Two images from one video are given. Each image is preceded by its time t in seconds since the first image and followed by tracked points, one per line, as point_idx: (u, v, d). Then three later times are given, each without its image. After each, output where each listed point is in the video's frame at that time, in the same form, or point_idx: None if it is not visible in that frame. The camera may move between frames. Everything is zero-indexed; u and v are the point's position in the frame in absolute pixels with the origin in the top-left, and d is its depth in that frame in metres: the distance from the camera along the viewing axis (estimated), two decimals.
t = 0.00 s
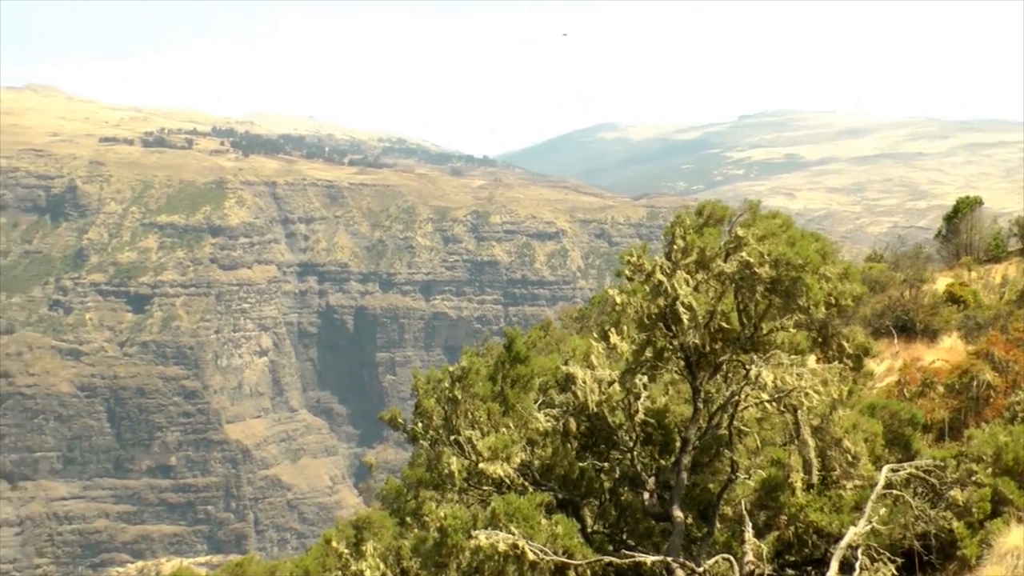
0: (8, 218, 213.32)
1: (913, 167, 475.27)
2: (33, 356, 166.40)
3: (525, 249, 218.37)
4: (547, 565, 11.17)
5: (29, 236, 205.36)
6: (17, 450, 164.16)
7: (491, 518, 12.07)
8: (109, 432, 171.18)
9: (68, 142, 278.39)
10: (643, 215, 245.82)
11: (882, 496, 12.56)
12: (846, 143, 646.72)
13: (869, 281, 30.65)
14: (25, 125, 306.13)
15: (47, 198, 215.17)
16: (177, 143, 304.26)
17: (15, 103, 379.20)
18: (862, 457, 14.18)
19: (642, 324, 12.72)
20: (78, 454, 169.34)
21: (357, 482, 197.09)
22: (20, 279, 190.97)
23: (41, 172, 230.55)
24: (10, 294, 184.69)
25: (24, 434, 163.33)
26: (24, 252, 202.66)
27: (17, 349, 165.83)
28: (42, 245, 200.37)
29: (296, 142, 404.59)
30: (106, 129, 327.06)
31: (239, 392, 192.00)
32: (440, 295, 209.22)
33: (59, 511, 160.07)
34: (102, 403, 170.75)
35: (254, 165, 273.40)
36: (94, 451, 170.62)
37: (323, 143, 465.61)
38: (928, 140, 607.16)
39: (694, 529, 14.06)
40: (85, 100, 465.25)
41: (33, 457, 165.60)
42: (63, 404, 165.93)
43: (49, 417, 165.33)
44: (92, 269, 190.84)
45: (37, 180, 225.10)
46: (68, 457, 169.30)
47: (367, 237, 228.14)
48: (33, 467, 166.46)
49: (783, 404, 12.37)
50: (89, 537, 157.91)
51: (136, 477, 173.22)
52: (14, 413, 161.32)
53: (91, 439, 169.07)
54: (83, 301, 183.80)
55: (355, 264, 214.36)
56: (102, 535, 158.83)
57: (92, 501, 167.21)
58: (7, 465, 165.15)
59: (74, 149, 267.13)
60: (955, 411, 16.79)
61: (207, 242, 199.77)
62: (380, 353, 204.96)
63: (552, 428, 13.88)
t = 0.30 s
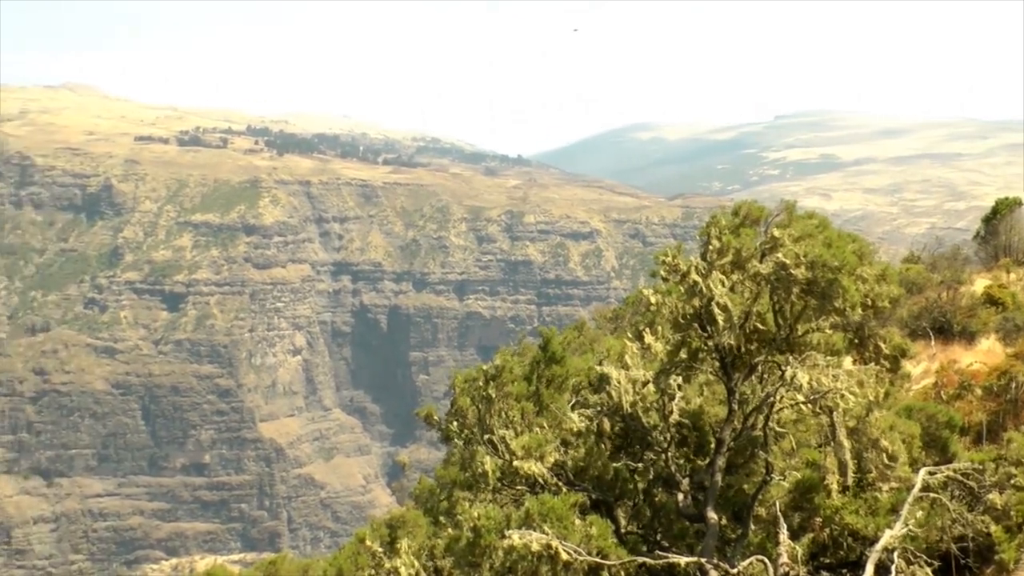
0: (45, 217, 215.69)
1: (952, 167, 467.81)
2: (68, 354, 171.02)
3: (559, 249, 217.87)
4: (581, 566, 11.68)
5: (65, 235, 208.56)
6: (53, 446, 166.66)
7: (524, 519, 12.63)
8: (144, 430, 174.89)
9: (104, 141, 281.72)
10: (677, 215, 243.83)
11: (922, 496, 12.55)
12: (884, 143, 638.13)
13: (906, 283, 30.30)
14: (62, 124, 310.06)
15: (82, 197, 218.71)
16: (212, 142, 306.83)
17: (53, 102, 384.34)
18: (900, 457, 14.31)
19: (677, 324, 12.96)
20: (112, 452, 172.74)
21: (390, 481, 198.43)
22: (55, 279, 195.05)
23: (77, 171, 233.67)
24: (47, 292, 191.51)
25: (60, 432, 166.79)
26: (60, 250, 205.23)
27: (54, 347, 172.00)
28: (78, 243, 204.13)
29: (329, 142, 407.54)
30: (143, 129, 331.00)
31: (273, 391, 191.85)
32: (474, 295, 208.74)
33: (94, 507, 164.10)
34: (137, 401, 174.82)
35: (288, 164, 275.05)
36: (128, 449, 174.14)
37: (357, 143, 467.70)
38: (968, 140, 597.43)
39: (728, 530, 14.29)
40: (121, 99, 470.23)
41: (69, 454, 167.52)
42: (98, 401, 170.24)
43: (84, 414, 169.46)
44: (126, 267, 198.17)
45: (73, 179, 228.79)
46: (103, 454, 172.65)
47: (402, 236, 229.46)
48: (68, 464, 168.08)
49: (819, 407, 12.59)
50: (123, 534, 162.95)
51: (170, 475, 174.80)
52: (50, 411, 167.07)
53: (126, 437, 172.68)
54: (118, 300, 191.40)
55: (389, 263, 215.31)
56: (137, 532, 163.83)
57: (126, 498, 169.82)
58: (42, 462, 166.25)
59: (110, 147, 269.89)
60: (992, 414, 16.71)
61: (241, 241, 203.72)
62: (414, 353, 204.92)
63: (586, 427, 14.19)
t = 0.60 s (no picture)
0: (79, 214, 222.37)
1: (989, 168, 460.09)
2: (100, 350, 175.86)
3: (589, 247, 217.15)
4: (610, 564, 12.53)
5: (98, 231, 212.87)
6: (85, 442, 168.21)
7: (555, 517, 13.73)
8: (175, 425, 177.01)
9: (138, 138, 284.91)
10: (708, 215, 241.67)
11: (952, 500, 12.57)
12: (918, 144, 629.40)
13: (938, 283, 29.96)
14: (97, 122, 313.88)
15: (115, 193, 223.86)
16: (244, 140, 309.24)
17: (88, 100, 389.19)
18: (932, 459, 14.65)
19: (708, 324, 13.65)
20: (143, 447, 176.72)
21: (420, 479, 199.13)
22: (90, 274, 202.14)
23: (110, 168, 236.92)
24: (81, 288, 197.62)
25: (92, 427, 168.82)
26: (93, 247, 211.69)
27: (87, 342, 177.44)
28: (110, 240, 209.27)
29: (361, 140, 409.35)
30: (176, 127, 334.55)
31: (303, 387, 194.67)
32: (504, 294, 210.98)
33: (125, 503, 166.80)
34: (168, 397, 176.82)
35: (320, 162, 276.59)
36: (159, 444, 177.18)
37: (388, 141, 469.74)
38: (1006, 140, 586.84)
39: (759, 530, 14.68)
40: (155, 97, 474.87)
41: (100, 449, 171.11)
42: (130, 397, 172.25)
43: (116, 410, 172.35)
44: (158, 264, 200.11)
45: (107, 175, 232.36)
46: (134, 450, 176.62)
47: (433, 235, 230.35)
48: (99, 459, 172.25)
49: (852, 408, 13.11)
50: (155, 529, 165.31)
51: (201, 471, 177.11)
52: (82, 406, 169.20)
53: (156, 433, 175.77)
54: (150, 296, 192.75)
55: (419, 262, 216.10)
56: (168, 528, 166.31)
57: (157, 494, 172.57)
58: (75, 457, 167.19)
59: (143, 144, 272.84)
60: None
61: (273, 238, 206.30)
62: (444, 352, 204.72)
63: (617, 427, 15.37)
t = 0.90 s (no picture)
0: (111, 210, 224.48)
1: None
2: (132, 345, 178.96)
3: (619, 245, 216.28)
4: (639, 563, 12.92)
5: (130, 227, 216.52)
6: (116, 437, 170.00)
7: (585, 515, 14.38)
8: (206, 422, 179.07)
9: (169, 135, 287.31)
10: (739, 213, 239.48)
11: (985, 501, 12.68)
12: (954, 142, 620.42)
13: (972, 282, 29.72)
14: (129, 119, 317.15)
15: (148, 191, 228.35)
16: (275, 137, 311.51)
17: (121, 97, 392.75)
18: (962, 459, 14.77)
19: (740, 323, 14.13)
20: (175, 443, 177.64)
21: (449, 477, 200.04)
22: (123, 270, 204.66)
23: (143, 165, 239.35)
24: (112, 284, 197.79)
25: (123, 422, 171.42)
26: (125, 242, 214.25)
27: (119, 338, 179.98)
28: (142, 236, 212.61)
29: (390, 138, 410.04)
30: (207, 125, 337.01)
31: (334, 384, 196.17)
32: (534, 292, 209.20)
33: (156, 498, 167.58)
34: (199, 393, 180.09)
35: (350, 159, 277.54)
36: (190, 440, 178.83)
37: (418, 139, 470.89)
38: None
39: (789, 529, 15.19)
40: (187, 94, 478.12)
41: (131, 445, 171.75)
42: (161, 393, 175.22)
43: (147, 405, 174.76)
44: (190, 261, 203.52)
45: (138, 172, 234.84)
46: (165, 445, 177.05)
47: (463, 233, 230.16)
48: (130, 454, 172.91)
49: (882, 406, 13.64)
50: (185, 524, 167.18)
51: (232, 467, 179.56)
52: (113, 402, 173.01)
53: (187, 429, 177.78)
54: (181, 292, 193.75)
55: (449, 259, 216.46)
56: (198, 523, 168.62)
57: (188, 489, 173.96)
58: (106, 452, 169.65)
59: (175, 141, 275.02)
60: None
61: (304, 236, 207.76)
62: (474, 349, 205.28)
63: (647, 425, 15.72)
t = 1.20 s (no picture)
0: (144, 206, 230.72)
1: None
2: (164, 342, 181.35)
3: (651, 242, 214.79)
4: (672, 559, 13.47)
5: (163, 224, 220.76)
6: (148, 433, 175.47)
7: (616, 512, 14.79)
8: (237, 418, 183.26)
9: (201, 132, 290.83)
10: (770, 210, 237.00)
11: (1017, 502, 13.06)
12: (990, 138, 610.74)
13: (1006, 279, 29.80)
14: (162, 116, 320.78)
15: (180, 187, 232.54)
16: (307, 134, 313.79)
17: (155, 93, 397.71)
18: (996, 457, 15.02)
19: (771, 320, 14.69)
20: (206, 439, 181.19)
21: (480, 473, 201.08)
22: (156, 267, 209.36)
23: (175, 162, 241.82)
24: (145, 280, 204.51)
25: (155, 418, 176.23)
26: (157, 239, 218.60)
27: (151, 334, 182.83)
28: (174, 233, 216.21)
29: (421, 135, 410.42)
30: (239, 122, 339.73)
31: (364, 380, 197.04)
32: (565, 289, 210.12)
33: (188, 493, 173.06)
34: (230, 389, 183.77)
35: (381, 156, 278.57)
36: (222, 436, 182.10)
37: (448, 136, 471.79)
38: None
39: (821, 527, 15.23)
40: (218, 90, 482.54)
41: (163, 440, 177.18)
42: (192, 388, 179.40)
43: (179, 402, 179.36)
44: (221, 257, 206.87)
45: (171, 169, 237.90)
46: (197, 441, 181.42)
47: (494, 229, 228.32)
48: (162, 449, 177.71)
49: (915, 404, 13.93)
50: (217, 520, 170.40)
51: (263, 462, 181.87)
52: (146, 398, 176.93)
53: (219, 425, 181.47)
54: (213, 288, 195.94)
55: (481, 255, 216.31)
56: (230, 518, 171.14)
57: (220, 485, 178.43)
58: (138, 447, 174.77)
59: (207, 138, 277.84)
60: None
61: (335, 232, 208.96)
62: (505, 345, 207.13)
63: (679, 422, 16.02)
